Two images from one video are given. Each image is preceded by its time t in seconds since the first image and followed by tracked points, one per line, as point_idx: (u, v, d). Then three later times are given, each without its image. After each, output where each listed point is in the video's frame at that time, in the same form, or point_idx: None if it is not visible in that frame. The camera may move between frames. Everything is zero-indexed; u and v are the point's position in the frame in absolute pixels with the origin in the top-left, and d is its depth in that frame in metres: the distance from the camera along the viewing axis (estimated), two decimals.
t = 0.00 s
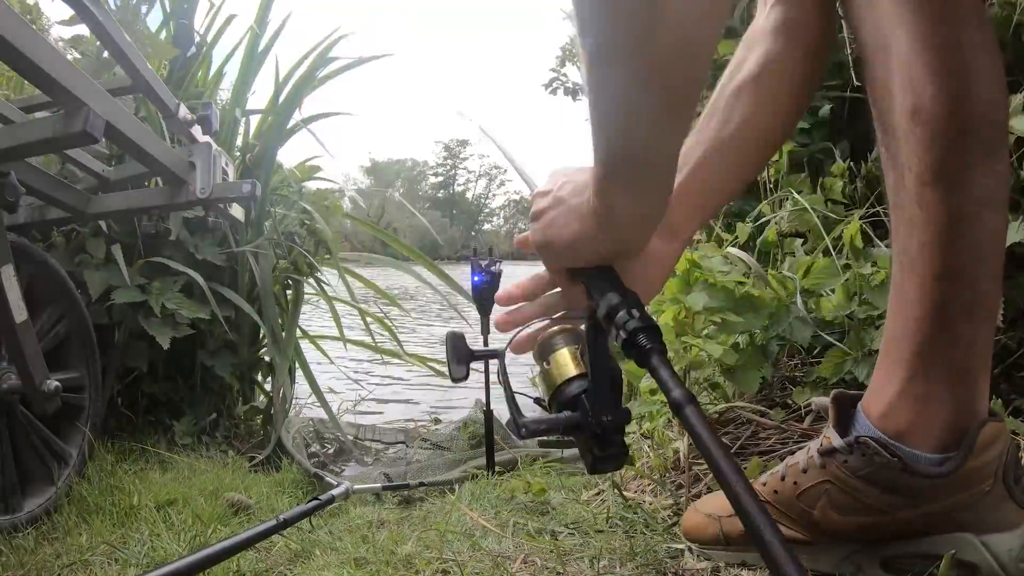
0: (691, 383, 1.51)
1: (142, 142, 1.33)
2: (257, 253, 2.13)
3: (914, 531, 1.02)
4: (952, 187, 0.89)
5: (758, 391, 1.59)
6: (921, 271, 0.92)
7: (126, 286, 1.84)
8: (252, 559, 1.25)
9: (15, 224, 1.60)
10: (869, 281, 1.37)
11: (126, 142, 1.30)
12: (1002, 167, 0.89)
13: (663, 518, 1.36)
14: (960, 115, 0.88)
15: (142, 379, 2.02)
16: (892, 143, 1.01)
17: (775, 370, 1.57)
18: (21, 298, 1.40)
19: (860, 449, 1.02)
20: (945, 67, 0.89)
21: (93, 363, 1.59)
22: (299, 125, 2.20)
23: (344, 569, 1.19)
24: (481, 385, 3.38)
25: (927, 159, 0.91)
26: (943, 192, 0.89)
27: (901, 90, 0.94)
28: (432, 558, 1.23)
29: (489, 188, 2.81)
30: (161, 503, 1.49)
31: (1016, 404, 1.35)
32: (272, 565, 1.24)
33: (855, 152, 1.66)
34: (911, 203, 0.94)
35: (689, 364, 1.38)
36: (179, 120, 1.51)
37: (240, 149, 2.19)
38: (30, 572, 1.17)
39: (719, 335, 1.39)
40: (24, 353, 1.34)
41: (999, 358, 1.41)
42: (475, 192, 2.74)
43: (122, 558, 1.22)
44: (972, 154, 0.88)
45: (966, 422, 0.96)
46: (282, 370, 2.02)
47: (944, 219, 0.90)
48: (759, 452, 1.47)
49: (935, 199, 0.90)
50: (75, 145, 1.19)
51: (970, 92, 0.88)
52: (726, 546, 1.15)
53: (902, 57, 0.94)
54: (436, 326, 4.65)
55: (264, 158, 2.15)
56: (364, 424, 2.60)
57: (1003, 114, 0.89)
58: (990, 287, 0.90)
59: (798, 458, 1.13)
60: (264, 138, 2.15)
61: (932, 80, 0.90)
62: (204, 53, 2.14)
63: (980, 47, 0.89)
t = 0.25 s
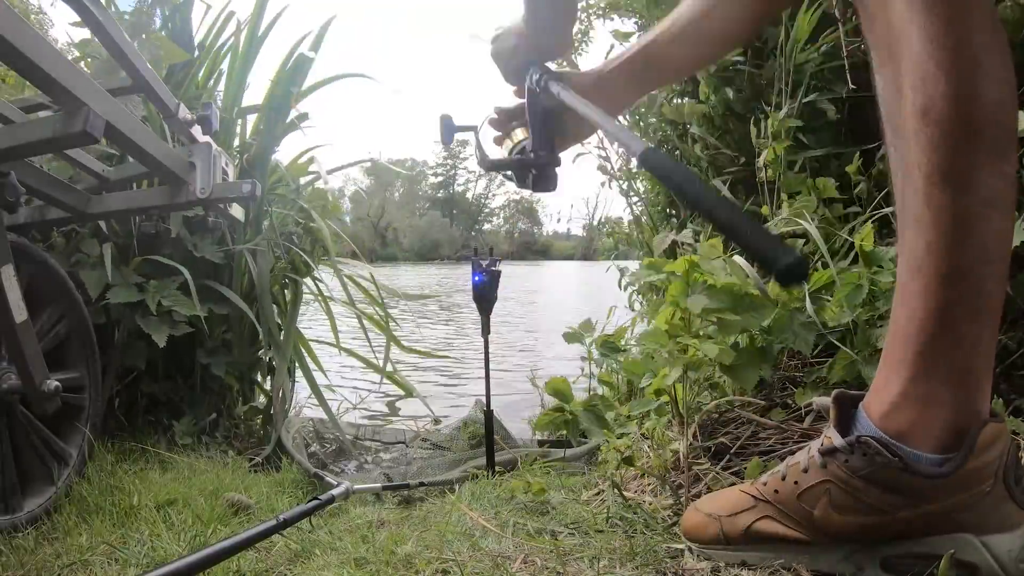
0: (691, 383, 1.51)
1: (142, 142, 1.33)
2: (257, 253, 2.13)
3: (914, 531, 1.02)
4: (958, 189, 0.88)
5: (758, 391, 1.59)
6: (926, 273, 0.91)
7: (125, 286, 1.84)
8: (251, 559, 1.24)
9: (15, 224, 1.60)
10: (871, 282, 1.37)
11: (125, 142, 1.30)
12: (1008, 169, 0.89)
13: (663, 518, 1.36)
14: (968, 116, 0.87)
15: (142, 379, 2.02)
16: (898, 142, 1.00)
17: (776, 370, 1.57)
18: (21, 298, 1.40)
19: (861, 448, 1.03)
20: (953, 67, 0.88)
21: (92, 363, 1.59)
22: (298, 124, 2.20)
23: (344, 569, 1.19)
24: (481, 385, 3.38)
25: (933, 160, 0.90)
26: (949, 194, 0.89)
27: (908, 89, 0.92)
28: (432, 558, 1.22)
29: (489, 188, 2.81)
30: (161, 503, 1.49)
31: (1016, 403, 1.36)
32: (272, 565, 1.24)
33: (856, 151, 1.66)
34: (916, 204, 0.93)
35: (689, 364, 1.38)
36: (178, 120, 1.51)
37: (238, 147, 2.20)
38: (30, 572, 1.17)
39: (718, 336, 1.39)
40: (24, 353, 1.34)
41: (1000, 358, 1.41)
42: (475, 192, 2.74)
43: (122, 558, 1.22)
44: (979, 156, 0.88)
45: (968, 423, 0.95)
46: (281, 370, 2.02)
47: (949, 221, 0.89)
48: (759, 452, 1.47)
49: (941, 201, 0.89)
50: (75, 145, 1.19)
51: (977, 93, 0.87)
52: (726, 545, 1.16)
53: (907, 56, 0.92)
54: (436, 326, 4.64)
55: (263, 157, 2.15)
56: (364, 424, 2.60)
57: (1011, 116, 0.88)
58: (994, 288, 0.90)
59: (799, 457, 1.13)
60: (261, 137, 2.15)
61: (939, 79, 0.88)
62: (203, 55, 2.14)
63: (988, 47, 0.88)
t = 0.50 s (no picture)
0: (692, 383, 1.51)
1: (142, 143, 1.33)
2: (257, 253, 2.13)
3: (913, 531, 1.02)
4: (966, 186, 0.88)
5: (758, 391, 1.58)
6: (933, 268, 0.92)
7: (125, 286, 1.84)
8: (251, 559, 1.24)
9: (15, 224, 1.60)
10: (869, 282, 1.36)
11: (126, 142, 1.30)
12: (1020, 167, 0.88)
13: (663, 518, 1.36)
14: (975, 115, 0.88)
15: (142, 379, 2.02)
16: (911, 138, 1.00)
17: (776, 369, 1.57)
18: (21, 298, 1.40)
19: (861, 447, 1.03)
20: (967, 62, 0.88)
21: (92, 363, 1.59)
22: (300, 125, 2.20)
23: (344, 569, 1.19)
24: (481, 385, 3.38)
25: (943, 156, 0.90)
26: (957, 190, 0.89)
27: (921, 84, 0.93)
28: (432, 558, 1.22)
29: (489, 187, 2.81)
30: (161, 503, 1.49)
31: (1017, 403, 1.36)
32: (272, 565, 1.24)
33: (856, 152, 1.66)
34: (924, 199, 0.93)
35: (690, 364, 1.38)
36: (179, 120, 1.50)
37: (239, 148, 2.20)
38: (30, 572, 1.17)
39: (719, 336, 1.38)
40: (24, 353, 1.34)
41: (1000, 358, 1.41)
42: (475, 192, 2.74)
43: (122, 558, 1.22)
44: (987, 155, 0.88)
45: (970, 421, 0.96)
46: (281, 370, 2.01)
47: (957, 216, 0.89)
48: (759, 452, 1.47)
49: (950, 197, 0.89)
50: (75, 146, 1.19)
51: (988, 90, 0.87)
52: (727, 544, 1.17)
53: (923, 51, 0.93)
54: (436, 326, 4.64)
55: (264, 157, 2.15)
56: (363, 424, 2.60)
57: None
58: (999, 287, 0.90)
59: (799, 457, 1.13)
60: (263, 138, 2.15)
61: (953, 75, 0.89)
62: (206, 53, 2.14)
63: (1003, 45, 0.88)
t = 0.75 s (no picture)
0: (692, 383, 1.51)
1: (143, 143, 1.33)
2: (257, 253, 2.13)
3: (911, 532, 1.02)
4: (954, 182, 0.88)
5: (758, 391, 1.59)
6: (923, 268, 0.91)
7: (125, 285, 1.84)
8: (251, 559, 1.24)
9: (15, 224, 1.61)
10: (868, 281, 1.36)
11: (126, 142, 1.30)
12: (1007, 161, 0.88)
13: (663, 518, 1.36)
14: (960, 110, 0.87)
15: (142, 379, 2.02)
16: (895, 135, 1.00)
17: (776, 369, 1.57)
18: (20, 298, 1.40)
19: (856, 449, 1.03)
20: (948, 58, 0.88)
21: (92, 363, 1.59)
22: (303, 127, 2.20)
23: (344, 569, 1.19)
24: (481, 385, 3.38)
25: (929, 153, 0.90)
26: (945, 187, 0.89)
27: (903, 81, 0.93)
28: (432, 558, 1.22)
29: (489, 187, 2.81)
30: (161, 503, 1.49)
31: (1016, 403, 1.36)
32: (272, 565, 1.24)
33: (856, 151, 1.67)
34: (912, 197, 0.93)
35: (691, 363, 1.38)
36: (179, 120, 1.50)
37: (242, 148, 2.20)
38: (30, 572, 1.17)
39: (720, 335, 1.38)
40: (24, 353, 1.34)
41: (999, 357, 1.41)
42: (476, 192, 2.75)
43: (122, 558, 1.22)
44: (973, 151, 0.88)
45: (965, 417, 0.96)
46: (281, 370, 2.02)
47: (946, 214, 0.89)
48: (759, 452, 1.48)
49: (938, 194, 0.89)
50: (75, 145, 1.19)
51: (971, 84, 0.87)
52: (726, 545, 1.17)
53: (904, 48, 0.92)
54: (436, 326, 4.64)
55: (266, 159, 2.15)
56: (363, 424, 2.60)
57: (1010, 108, 0.87)
58: (992, 283, 0.90)
59: (797, 458, 1.13)
60: (267, 140, 2.16)
61: (934, 70, 0.89)
62: (207, 53, 2.14)
63: (985, 38, 0.88)
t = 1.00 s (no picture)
0: (692, 383, 1.51)
1: (143, 143, 1.33)
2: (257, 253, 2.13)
3: (913, 534, 1.02)
4: (966, 181, 0.87)
5: (758, 391, 1.59)
6: (935, 269, 0.90)
7: (125, 285, 1.84)
8: (251, 560, 1.24)
9: (16, 224, 1.61)
10: (869, 281, 1.36)
11: (126, 142, 1.30)
12: None
13: (663, 518, 1.36)
14: (982, 108, 0.86)
15: (142, 379, 2.02)
16: (904, 131, 0.99)
17: (775, 370, 1.57)
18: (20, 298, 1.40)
19: (857, 452, 1.03)
20: (963, 53, 0.86)
21: (92, 363, 1.59)
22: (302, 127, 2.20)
23: (344, 569, 1.19)
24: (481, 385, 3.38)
25: (941, 150, 0.89)
26: (957, 186, 0.88)
27: (923, 73, 0.91)
28: (432, 558, 1.22)
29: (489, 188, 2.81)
30: (161, 503, 1.49)
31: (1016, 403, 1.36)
32: (272, 565, 1.24)
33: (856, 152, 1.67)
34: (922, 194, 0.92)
35: (691, 364, 1.38)
36: (179, 120, 1.50)
37: (241, 148, 2.20)
38: (30, 572, 1.17)
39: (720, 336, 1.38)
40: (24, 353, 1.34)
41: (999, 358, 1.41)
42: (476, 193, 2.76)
43: (122, 558, 1.22)
44: (993, 150, 0.86)
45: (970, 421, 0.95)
46: (281, 370, 2.01)
47: (959, 214, 0.88)
48: (759, 452, 1.48)
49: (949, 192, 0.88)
50: (75, 145, 1.19)
51: (994, 82, 0.85)
52: (726, 545, 1.17)
53: (924, 39, 0.90)
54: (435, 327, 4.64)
55: (265, 160, 2.15)
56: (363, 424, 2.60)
57: None
58: (1003, 287, 0.89)
59: (797, 459, 1.13)
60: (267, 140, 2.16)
61: (956, 64, 0.87)
62: (207, 53, 2.14)
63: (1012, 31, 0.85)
